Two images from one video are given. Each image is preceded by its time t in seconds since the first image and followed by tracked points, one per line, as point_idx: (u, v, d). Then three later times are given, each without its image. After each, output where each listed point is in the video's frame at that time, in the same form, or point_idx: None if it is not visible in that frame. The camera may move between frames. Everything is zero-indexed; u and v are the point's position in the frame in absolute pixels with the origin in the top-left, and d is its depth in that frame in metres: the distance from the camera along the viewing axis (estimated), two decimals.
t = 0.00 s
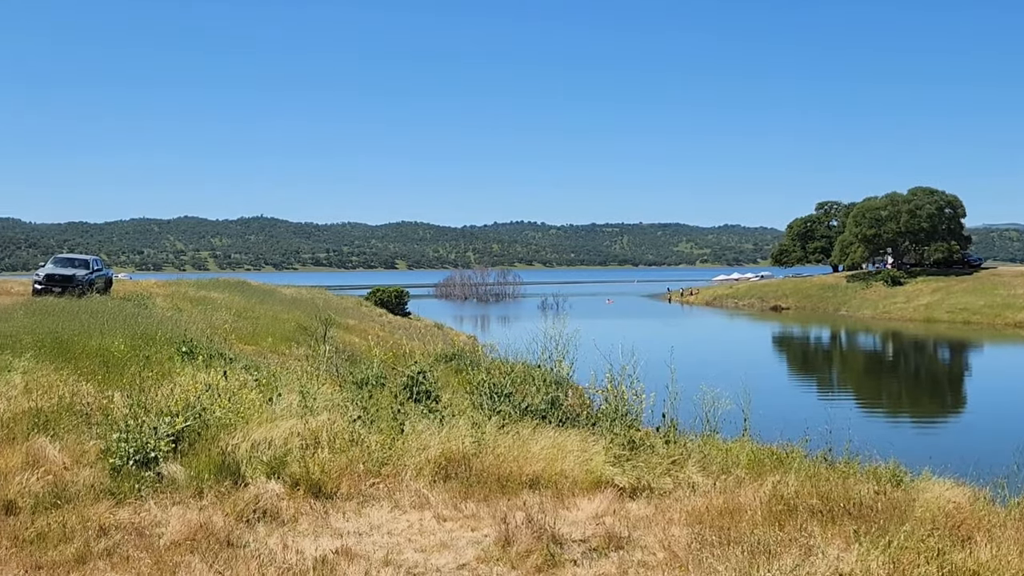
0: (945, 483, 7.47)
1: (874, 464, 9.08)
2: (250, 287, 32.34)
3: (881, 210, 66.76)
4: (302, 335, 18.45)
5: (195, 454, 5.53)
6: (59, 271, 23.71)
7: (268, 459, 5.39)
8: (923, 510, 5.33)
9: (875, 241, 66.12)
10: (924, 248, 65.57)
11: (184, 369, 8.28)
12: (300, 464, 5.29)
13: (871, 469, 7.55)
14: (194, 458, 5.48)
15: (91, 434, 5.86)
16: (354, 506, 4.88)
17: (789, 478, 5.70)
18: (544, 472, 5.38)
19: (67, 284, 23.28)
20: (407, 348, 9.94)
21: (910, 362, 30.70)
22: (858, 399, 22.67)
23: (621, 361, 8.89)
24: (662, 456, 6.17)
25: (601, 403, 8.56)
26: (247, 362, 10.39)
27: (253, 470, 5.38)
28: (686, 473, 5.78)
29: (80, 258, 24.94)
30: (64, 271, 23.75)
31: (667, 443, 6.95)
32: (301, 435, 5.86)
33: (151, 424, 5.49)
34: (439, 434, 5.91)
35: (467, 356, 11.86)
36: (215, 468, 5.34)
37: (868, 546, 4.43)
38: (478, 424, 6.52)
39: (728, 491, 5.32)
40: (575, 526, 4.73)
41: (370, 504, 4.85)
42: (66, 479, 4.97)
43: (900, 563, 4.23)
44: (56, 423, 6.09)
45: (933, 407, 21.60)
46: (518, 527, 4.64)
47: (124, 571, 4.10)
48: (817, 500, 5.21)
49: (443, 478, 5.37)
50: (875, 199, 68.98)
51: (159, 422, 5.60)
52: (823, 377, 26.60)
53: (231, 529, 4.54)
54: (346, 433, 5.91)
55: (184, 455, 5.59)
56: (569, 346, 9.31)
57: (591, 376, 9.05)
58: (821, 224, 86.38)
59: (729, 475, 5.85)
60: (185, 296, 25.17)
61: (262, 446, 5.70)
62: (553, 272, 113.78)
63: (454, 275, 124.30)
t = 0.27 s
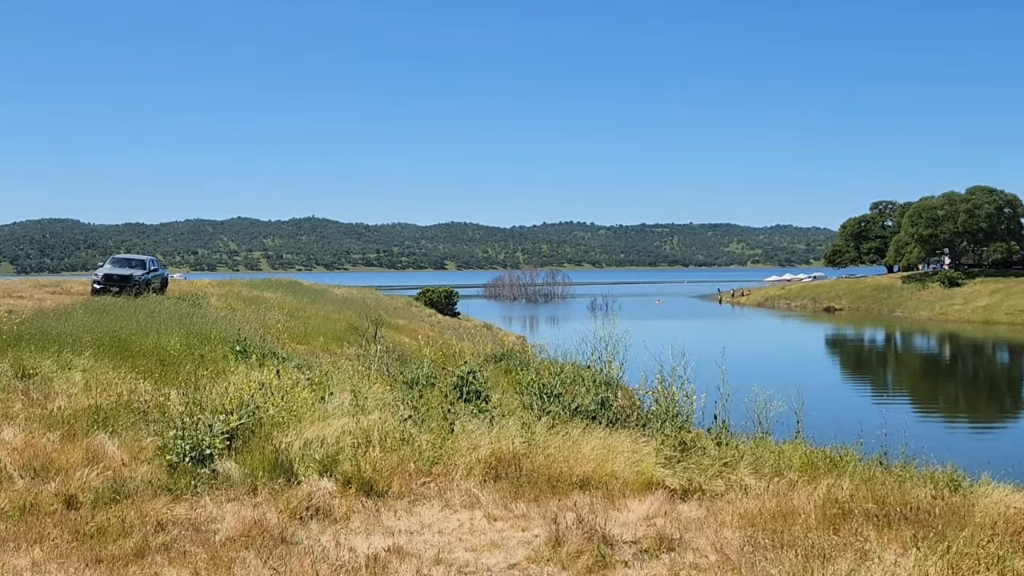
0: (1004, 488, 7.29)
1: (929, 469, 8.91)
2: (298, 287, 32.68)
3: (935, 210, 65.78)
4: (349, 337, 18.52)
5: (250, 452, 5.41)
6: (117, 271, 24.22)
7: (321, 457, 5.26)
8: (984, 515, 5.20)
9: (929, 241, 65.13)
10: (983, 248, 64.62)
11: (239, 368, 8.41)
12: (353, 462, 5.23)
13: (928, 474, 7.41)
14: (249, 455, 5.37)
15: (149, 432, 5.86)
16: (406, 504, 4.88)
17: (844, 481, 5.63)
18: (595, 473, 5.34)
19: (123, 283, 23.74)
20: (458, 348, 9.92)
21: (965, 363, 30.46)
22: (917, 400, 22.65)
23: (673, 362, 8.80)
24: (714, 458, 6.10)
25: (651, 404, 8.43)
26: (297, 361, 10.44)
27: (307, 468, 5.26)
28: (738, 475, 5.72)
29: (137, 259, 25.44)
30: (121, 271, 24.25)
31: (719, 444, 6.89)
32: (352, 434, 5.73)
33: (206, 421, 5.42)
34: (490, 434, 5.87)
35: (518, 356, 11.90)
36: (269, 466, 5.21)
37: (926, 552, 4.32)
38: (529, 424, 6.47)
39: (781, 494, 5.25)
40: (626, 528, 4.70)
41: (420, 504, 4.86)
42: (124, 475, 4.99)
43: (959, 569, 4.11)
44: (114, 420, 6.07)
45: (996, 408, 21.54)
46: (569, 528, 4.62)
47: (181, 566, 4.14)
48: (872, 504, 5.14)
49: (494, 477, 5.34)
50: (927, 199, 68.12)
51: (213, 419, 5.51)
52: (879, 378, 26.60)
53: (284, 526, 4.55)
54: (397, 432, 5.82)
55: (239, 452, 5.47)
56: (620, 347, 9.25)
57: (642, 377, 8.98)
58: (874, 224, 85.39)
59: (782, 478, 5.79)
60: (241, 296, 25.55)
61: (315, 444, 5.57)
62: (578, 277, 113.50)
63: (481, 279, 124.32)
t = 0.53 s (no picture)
0: None
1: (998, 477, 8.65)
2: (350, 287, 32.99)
3: (1003, 209, 64.37)
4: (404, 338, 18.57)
5: (310, 450, 5.47)
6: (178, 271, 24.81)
7: (379, 456, 5.29)
8: None
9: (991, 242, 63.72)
10: None
11: (298, 368, 8.55)
12: (411, 461, 5.25)
13: (996, 481, 7.20)
14: (309, 454, 5.44)
15: (212, 429, 5.98)
16: (463, 504, 4.89)
17: (908, 487, 5.54)
18: (652, 475, 5.33)
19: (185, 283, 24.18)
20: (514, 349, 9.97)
21: None
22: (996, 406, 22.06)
23: (731, 365, 8.71)
24: (774, 461, 6.03)
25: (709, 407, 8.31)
26: (355, 361, 10.58)
27: (366, 467, 5.28)
28: (799, 479, 5.66)
29: (200, 260, 25.94)
30: (183, 271, 24.78)
31: (779, 447, 6.81)
32: (410, 434, 5.76)
33: (267, 420, 5.50)
34: (547, 435, 5.86)
35: (575, 358, 11.93)
36: (329, 465, 5.25)
37: (994, 560, 4.17)
38: (585, 425, 6.45)
39: (843, 500, 5.19)
40: (685, 530, 4.66)
41: (478, 504, 4.88)
42: (188, 472, 5.07)
43: None
44: (178, 417, 6.20)
45: None
46: (627, 530, 4.59)
47: (245, 562, 4.18)
48: (938, 510, 5.03)
49: (551, 479, 5.34)
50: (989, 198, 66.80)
51: (274, 418, 5.60)
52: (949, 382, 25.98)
53: (344, 524, 4.57)
54: (455, 432, 5.82)
55: (299, 451, 5.54)
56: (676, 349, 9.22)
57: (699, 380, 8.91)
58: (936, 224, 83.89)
59: (844, 484, 5.72)
60: (298, 296, 26.00)
61: (373, 443, 5.61)
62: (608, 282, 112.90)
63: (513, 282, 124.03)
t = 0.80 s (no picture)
0: None
1: None
2: (404, 288, 33.30)
3: None
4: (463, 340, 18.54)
5: (371, 450, 5.53)
6: (241, 271, 25.67)
7: (439, 456, 5.31)
8: None
9: None
10: None
11: (358, 369, 8.66)
12: (470, 462, 5.27)
13: None
14: (370, 454, 5.49)
15: (275, 428, 6.08)
16: (522, 505, 4.88)
17: (979, 495, 5.42)
18: (713, 479, 5.30)
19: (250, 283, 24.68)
20: (573, 351, 9.96)
21: None
22: None
23: (794, 369, 8.59)
24: (838, 466, 5.96)
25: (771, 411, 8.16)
26: (414, 362, 10.69)
27: (425, 467, 5.31)
28: (864, 485, 5.58)
29: (262, 262, 26.52)
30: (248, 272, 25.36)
31: (843, 452, 6.71)
32: (469, 434, 5.79)
33: (328, 419, 5.58)
34: (606, 437, 5.84)
35: (634, 360, 11.91)
36: (389, 465, 5.29)
37: None
38: (644, 428, 6.43)
39: (909, 506, 5.09)
40: (747, 535, 4.59)
41: (538, 505, 4.88)
42: (252, 470, 5.16)
43: None
44: (242, 416, 6.33)
45: None
46: (687, 534, 4.55)
47: (308, 560, 4.23)
48: (1010, 519, 4.90)
49: (611, 481, 5.33)
50: None
51: (335, 418, 5.68)
52: None
53: (405, 523, 4.59)
54: (514, 433, 5.82)
55: (360, 450, 5.60)
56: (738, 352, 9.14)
57: (762, 383, 8.79)
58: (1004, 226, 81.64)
59: (911, 490, 5.62)
60: (356, 297, 26.44)
61: (432, 444, 5.66)
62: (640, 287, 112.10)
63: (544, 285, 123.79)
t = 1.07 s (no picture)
0: None
1: None
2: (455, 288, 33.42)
3: None
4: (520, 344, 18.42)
5: (431, 449, 5.56)
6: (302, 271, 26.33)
7: (498, 458, 5.33)
8: None
9: None
10: None
11: (418, 370, 8.76)
12: (529, 464, 5.27)
13: None
14: (430, 455, 5.53)
15: (335, 427, 6.17)
16: (581, 508, 4.87)
17: None
18: (775, 484, 5.26)
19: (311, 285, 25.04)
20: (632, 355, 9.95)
21: None
22: None
23: (857, 373, 8.45)
24: (903, 473, 5.91)
25: (836, 416, 7.99)
26: (474, 363, 10.73)
27: (484, 469, 5.32)
28: (931, 492, 5.53)
29: (321, 263, 26.89)
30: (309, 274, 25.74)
31: (908, 459, 6.60)
32: (528, 436, 5.78)
33: (388, 420, 5.65)
34: (665, 440, 5.81)
35: (692, 363, 11.91)
36: (449, 465, 5.31)
37: None
38: (704, 432, 6.38)
39: (979, 515, 4.99)
40: (810, 542, 4.51)
41: (597, 507, 4.87)
42: (313, 468, 5.24)
43: None
44: (303, 415, 6.43)
45: None
46: (749, 539, 4.48)
47: (370, 558, 4.26)
48: None
49: (670, 484, 5.31)
50: None
51: (395, 418, 5.74)
52: None
53: (465, 523, 4.58)
54: (572, 435, 5.79)
55: (420, 450, 5.64)
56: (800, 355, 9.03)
57: (824, 387, 8.68)
58: None
59: (981, 499, 5.50)
60: (416, 298, 26.68)
61: (491, 445, 5.65)
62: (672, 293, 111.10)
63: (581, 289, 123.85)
